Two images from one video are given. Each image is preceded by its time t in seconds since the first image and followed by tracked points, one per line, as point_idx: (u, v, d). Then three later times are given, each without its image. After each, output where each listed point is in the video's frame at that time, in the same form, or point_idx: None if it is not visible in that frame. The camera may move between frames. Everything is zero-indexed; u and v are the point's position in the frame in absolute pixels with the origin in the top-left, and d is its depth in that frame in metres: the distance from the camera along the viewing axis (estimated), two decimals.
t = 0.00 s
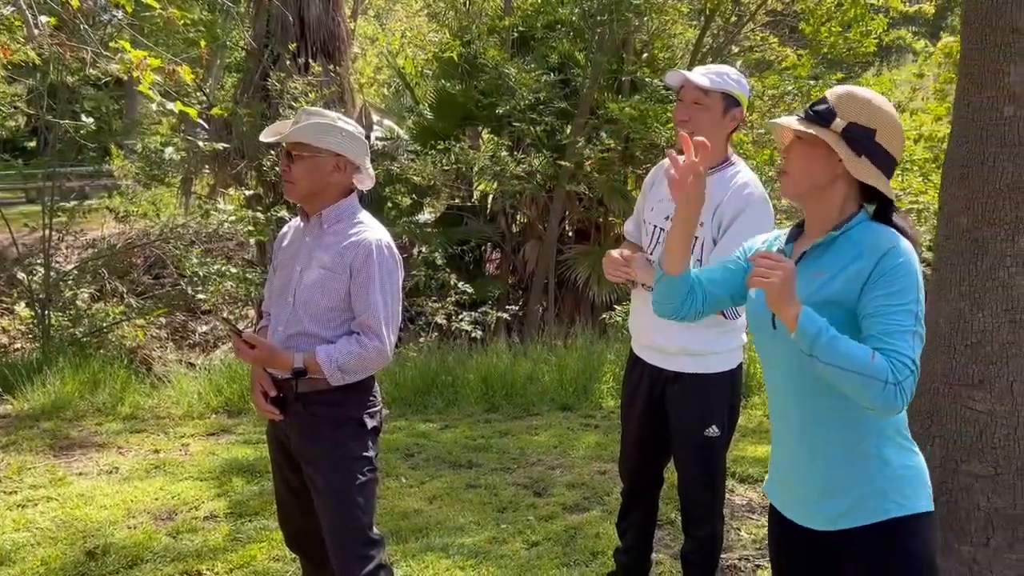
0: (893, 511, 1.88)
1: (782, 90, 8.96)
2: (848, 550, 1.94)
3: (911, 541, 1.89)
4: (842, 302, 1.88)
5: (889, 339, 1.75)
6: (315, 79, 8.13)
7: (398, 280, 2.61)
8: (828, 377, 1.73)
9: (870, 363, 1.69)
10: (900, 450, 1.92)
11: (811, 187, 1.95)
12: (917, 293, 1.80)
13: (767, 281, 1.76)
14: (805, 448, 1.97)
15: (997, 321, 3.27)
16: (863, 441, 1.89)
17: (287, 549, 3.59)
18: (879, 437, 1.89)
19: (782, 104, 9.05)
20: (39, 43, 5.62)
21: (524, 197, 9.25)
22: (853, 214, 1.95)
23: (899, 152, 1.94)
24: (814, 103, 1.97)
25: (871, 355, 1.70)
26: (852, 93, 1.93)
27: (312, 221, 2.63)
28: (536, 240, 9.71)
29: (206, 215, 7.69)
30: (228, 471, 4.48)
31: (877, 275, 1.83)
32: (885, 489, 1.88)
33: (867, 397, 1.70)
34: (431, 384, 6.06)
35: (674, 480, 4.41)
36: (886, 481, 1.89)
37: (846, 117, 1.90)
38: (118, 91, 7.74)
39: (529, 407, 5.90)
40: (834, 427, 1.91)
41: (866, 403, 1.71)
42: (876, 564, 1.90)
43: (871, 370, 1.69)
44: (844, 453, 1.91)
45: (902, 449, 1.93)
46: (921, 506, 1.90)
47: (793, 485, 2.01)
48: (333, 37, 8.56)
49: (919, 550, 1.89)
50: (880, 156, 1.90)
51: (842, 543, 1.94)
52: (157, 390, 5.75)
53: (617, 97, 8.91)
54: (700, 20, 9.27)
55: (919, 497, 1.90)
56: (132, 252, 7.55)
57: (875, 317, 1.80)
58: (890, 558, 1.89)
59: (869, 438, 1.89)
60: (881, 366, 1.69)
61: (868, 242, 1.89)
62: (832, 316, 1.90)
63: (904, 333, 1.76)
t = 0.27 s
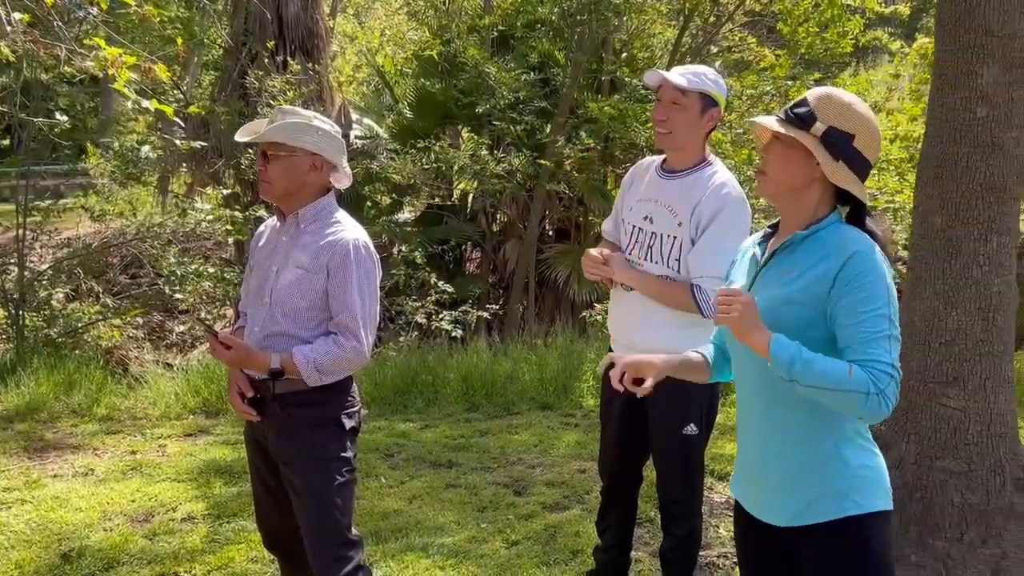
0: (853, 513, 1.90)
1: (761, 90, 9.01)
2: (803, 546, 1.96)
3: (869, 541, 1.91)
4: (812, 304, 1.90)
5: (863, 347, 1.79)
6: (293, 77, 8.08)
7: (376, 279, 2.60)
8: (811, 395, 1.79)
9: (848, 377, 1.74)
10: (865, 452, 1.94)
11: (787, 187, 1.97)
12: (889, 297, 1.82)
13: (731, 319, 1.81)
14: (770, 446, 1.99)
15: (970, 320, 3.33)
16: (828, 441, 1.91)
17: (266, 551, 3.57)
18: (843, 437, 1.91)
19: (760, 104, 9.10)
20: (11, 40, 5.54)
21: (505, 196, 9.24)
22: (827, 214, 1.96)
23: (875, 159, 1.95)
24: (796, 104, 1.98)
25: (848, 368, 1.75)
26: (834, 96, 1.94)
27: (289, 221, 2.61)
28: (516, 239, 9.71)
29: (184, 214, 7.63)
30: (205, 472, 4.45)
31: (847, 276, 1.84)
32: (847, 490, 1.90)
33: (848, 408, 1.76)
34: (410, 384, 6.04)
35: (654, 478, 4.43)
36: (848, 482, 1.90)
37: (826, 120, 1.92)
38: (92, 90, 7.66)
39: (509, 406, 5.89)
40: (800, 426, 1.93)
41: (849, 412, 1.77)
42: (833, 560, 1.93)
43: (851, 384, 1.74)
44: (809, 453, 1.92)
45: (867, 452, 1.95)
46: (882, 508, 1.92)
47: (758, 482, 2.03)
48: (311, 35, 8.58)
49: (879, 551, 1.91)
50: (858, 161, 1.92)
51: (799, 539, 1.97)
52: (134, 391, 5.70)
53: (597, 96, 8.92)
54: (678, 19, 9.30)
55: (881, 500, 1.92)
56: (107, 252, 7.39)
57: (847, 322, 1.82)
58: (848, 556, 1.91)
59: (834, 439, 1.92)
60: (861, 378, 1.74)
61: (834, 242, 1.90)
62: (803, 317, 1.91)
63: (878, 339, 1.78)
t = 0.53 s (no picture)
0: (808, 511, 1.94)
1: (739, 90, 9.06)
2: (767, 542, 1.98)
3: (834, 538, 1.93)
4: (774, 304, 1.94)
5: (824, 352, 1.83)
6: (272, 74, 8.02)
7: (353, 278, 2.58)
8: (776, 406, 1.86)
9: (810, 389, 1.81)
10: (820, 452, 1.99)
11: (757, 189, 2.00)
12: (849, 299, 1.84)
13: (697, 397, 1.91)
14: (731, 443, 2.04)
15: (944, 317, 3.37)
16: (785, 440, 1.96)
17: (243, 550, 3.55)
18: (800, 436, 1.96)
19: (738, 104, 9.15)
20: None
21: (485, 194, 9.24)
22: (795, 215, 1.99)
23: (845, 160, 1.97)
24: (767, 106, 1.99)
25: (809, 377, 1.82)
26: (805, 99, 1.95)
27: (265, 218, 2.60)
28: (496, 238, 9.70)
29: (161, 211, 7.55)
30: (182, 471, 4.41)
31: (808, 278, 1.87)
32: (802, 487, 1.94)
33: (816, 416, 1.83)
34: (390, 383, 6.02)
35: (632, 476, 4.44)
36: (803, 480, 1.95)
37: (797, 124, 1.93)
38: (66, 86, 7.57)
39: (489, 404, 5.89)
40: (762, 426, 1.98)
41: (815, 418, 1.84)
42: (788, 556, 1.97)
43: (812, 395, 1.81)
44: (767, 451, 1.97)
45: (823, 452, 1.99)
46: (836, 507, 1.97)
47: (719, 478, 2.08)
48: (290, 31, 8.49)
49: (834, 548, 1.95)
50: (828, 165, 1.94)
51: (756, 533, 2.01)
52: (110, 390, 5.65)
53: (577, 95, 8.93)
54: (658, 19, 9.33)
55: (836, 499, 1.96)
56: (83, 250, 7.26)
57: (807, 325, 1.86)
58: (803, 552, 1.95)
59: (793, 441, 1.97)
60: (823, 386, 1.81)
61: (797, 244, 1.92)
62: (766, 318, 1.95)
63: (839, 342, 1.83)
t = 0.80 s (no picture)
0: (763, 511, 1.96)
1: (718, 90, 9.11)
2: (740, 541, 1.99)
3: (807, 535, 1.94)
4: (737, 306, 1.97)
5: (773, 357, 1.86)
6: (249, 71, 7.96)
7: (330, 277, 2.57)
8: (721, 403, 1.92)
9: (748, 391, 1.86)
10: (785, 454, 1.99)
11: (736, 193, 2.01)
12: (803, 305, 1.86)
13: (638, 374, 1.98)
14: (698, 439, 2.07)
15: (917, 316, 3.41)
16: (746, 440, 1.98)
17: (220, 551, 3.52)
18: (760, 436, 1.97)
19: (717, 103, 9.19)
20: None
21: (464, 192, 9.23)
22: (772, 220, 2.00)
23: (822, 165, 1.99)
24: (745, 111, 2.00)
25: (752, 380, 1.87)
26: (782, 105, 1.97)
27: (240, 218, 2.58)
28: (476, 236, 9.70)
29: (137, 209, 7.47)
30: (158, 472, 4.37)
31: (765, 283, 1.89)
32: (759, 487, 1.96)
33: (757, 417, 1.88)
34: (369, 382, 6.00)
35: (611, 474, 4.46)
36: (761, 480, 1.96)
37: (776, 130, 1.94)
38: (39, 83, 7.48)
39: (469, 403, 5.89)
40: (723, 425, 2.01)
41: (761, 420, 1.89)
42: (748, 553, 1.99)
43: (751, 397, 1.86)
44: (728, 448, 2.00)
45: (788, 454, 2.00)
46: (794, 509, 1.97)
47: (688, 473, 2.11)
48: (268, 28, 8.43)
49: (792, 547, 1.97)
50: (805, 170, 1.96)
51: (720, 529, 2.03)
52: (85, 391, 5.59)
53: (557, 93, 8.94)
54: (637, 18, 9.35)
55: (796, 500, 1.98)
56: (56, 248, 7.09)
57: (762, 327, 1.88)
58: (763, 550, 1.97)
59: (754, 441, 1.98)
60: (762, 390, 1.85)
61: (762, 248, 1.94)
62: (729, 319, 1.99)
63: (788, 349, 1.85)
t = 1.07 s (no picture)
0: (735, 506, 1.97)
1: (696, 89, 9.15)
2: (717, 539, 2.00)
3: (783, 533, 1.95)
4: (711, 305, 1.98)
5: (740, 352, 1.88)
6: (226, 68, 7.89)
7: (307, 276, 2.56)
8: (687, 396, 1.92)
9: (713, 384, 1.87)
10: (759, 450, 2.01)
11: (713, 194, 2.02)
12: (773, 303, 1.87)
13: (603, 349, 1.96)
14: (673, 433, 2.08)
15: (892, 314, 3.44)
16: (718, 434, 1.99)
17: (197, 552, 3.50)
18: (734, 431, 1.98)
19: (695, 103, 9.23)
20: None
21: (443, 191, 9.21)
22: (749, 220, 2.01)
23: (798, 165, 2.00)
24: (719, 113, 2.01)
25: (717, 375, 1.87)
26: (755, 106, 1.98)
27: (216, 217, 2.56)
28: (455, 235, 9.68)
29: (111, 207, 7.39)
30: (133, 473, 4.33)
31: (736, 284, 1.91)
32: (731, 482, 1.97)
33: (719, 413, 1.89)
34: (347, 381, 5.98)
35: (590, 472, 4.47)
36: (734, 474, 1.97)
37: (751, 131, 1.95)
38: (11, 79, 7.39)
39: (448, 402, 5.88)
40: (697, 420, 2.02)
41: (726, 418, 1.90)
42: (725, 551, 1.99)
43: (716, 390, 1.86)
44: (700, 442, 2.01)
45: (761, 449, 2.01)
46: (767, 504, 1.98)
47: (663, 466, 2.12)
48: (245, 24, 8.37)
49: (762, 541, 1.99)
50: (780, 170, 1.97)
51: (698, 528, 2.04)
52: (59, 391, 5.53)
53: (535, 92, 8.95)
54: (615, 18, 9.37)
55: (769, 496, 1.99)
56: (29, 246, 7.22)
57: (732, 323, 1.90)
58: (734, 544, 1.99)
59: (728, 437, 1.99)
60: (727, 384, 1.86)
61: (737, 248, 1.95)
62: (704, 316, 2.00)
63: (756, 347, 1.86)
